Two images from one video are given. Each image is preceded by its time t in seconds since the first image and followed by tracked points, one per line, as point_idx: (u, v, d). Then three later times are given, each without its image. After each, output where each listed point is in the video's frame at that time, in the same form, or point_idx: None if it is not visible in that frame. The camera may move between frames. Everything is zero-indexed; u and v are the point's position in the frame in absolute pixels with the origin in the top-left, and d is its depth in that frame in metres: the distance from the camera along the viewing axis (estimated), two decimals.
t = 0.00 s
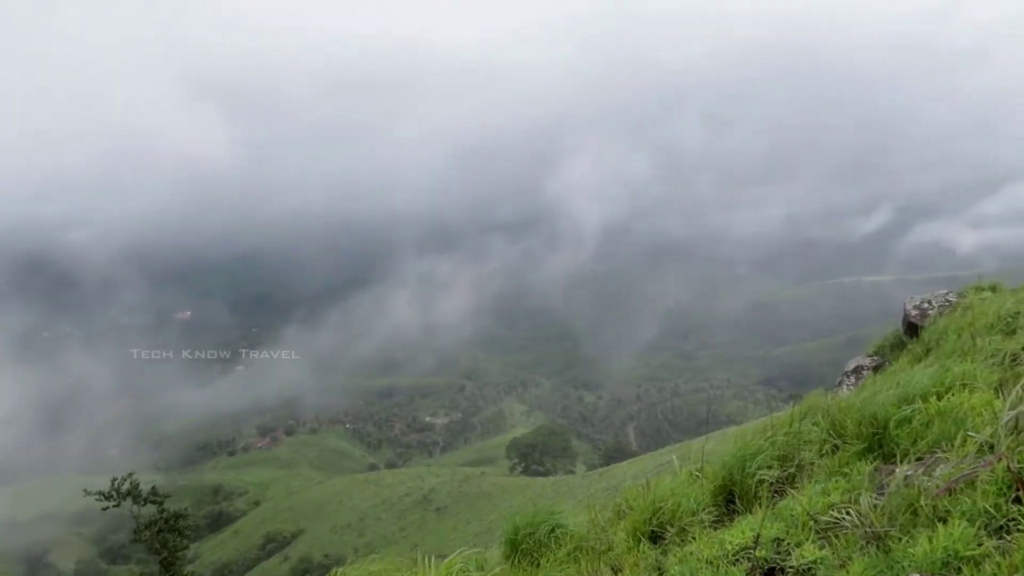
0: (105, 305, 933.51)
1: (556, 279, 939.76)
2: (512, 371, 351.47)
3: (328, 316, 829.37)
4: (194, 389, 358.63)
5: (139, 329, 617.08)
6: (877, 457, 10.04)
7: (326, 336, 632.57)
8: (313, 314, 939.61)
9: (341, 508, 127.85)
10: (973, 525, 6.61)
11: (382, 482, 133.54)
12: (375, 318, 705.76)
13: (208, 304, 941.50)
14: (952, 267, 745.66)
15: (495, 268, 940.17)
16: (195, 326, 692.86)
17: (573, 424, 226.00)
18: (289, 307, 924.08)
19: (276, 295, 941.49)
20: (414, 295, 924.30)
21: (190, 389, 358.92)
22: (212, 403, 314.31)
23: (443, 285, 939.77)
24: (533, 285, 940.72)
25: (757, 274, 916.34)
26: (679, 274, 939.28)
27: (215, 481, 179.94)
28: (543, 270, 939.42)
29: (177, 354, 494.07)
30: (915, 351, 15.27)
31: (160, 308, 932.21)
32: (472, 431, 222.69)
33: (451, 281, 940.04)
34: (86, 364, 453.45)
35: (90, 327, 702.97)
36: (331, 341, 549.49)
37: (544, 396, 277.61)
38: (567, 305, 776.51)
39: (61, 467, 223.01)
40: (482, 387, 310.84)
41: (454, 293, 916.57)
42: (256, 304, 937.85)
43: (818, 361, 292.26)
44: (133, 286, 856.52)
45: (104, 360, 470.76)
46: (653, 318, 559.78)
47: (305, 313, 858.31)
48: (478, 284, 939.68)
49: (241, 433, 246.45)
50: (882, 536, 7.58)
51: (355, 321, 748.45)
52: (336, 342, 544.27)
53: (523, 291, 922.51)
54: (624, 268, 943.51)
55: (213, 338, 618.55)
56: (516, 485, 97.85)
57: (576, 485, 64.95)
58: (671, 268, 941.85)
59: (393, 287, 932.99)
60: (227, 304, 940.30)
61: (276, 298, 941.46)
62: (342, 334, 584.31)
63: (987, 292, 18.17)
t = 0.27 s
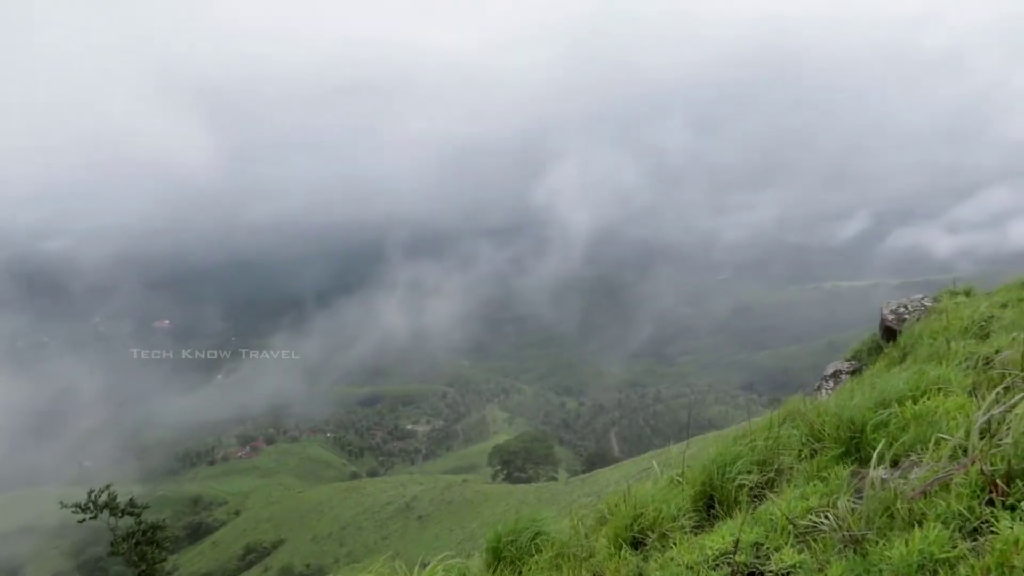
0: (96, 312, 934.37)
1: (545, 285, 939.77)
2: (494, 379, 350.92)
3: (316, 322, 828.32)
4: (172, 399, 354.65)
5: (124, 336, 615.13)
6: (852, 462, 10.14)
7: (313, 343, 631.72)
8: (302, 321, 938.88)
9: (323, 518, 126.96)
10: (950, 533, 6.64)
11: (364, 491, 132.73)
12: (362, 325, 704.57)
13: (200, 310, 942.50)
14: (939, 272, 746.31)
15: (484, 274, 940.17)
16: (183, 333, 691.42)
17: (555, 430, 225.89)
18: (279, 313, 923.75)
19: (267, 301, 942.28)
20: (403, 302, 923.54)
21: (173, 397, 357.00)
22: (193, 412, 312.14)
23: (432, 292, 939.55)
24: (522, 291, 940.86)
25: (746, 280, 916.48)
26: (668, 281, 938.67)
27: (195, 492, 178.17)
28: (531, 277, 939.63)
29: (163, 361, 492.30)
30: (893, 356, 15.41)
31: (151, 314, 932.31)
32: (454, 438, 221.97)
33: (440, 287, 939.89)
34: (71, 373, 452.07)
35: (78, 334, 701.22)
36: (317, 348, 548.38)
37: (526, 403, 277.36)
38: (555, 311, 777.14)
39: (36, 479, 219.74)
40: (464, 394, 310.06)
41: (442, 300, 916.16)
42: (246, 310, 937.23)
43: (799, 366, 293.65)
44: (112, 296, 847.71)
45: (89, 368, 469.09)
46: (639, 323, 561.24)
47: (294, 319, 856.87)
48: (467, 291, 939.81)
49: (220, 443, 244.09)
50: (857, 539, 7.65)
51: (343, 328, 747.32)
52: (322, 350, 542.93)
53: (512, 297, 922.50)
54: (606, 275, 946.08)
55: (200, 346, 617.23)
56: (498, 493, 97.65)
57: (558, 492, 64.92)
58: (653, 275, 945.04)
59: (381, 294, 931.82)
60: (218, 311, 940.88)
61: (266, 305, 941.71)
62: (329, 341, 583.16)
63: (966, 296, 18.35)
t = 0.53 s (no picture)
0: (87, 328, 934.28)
1: (534, 298, 939.32)
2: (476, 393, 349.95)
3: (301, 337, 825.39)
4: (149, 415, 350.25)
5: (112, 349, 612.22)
6: (830, 474, 10.23)
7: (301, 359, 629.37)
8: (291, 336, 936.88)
9: (304, 535, 125.64)
10: (922, 541, 6.73)
11: (346, 507, 131.53)
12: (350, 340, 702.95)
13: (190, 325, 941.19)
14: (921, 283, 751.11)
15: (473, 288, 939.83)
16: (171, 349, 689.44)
17: (538, 443, 225.39)
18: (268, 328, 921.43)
19: (257, 316, 942.07)
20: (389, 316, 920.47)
21: (156, 413, 354.47)
22: (174, 429, 309.36)
23: (420, 305, 938.72)
24: (510, 304, 940.47)
25: (733, 292, 918.88)
26: (656, 293, 939.00)
27: (173, 510, 175.87)
28: (519, 290, 939.47)
29: (148, 377, 489.44)
30: (869, 369, 15.57)
31: (142, 329, 931.55)
32: (436, 453, 220.86)
33: (429, 300, 939.59)
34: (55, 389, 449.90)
35: (66, 349, 700.88)
36: (304, 364, 547.18)
37: (508, 417, 276.70)
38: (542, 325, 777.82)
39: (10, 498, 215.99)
40: (446, 408, 308.81)
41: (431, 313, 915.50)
42: (235, 325, 934.62)
43: (779, 378, 295.24)
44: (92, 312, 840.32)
45: (76, 385, 466.97)
46: (624, 336, 562.64)
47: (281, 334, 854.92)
48: (455, 304, 939.39)
49: (199, 460, 241.21)
50: (839, 549, 7.70)
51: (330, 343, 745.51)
52: (306, 365, 540.21)
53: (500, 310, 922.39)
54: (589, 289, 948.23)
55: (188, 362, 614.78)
56: (482, 507, 97.03)
57: (543, 506, 64.65)
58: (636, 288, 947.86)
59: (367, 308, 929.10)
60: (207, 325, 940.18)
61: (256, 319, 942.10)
62: (315, 356, 580.89)
63: (939, 308, 18.64)
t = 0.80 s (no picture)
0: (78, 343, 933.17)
1: (522, 312, 939.07)
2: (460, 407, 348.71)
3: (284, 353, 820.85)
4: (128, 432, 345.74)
5: (99, 362, 609.33)
6: (811, 484, 10.29)
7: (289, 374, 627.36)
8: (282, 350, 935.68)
9: (285, 552, 124.31)
10: (899, 552, 6.78)
11: (328, 523, 130.37)
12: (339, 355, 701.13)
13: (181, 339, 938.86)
14: (904, 293, 754.70)
15: (462, 301, 939.58)
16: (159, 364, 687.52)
17: (521, 458, 224.69)
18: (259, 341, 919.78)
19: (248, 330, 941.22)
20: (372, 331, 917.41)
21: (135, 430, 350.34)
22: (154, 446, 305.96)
23: (409, 319, 938.44)
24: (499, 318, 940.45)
25: (720, 304, 919.29)
26: (645, 306, 939.03)
27: (153, 529, 173.54)
28: (506, 303, 939.78)
29: (134, 393, 486.31)
30: (849, 379, 15.67)
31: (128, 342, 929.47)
32: (420, 468, 219.64)
33: (414, 314, 938.09)
34: (41, 406, 446.99)
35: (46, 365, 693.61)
36: (287, 379, 543.46)
37: (492, 431, 275.80)
38: (530, 339, 777.69)
39: None
40: (429, 423, 307.38)
41: (420, 326, 914.12)
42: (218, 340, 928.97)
43: (761, 391, 296.48)
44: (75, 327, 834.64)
45: (64, 401, 464.85)
46: (612, 349, 563.30)
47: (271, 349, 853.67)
48: (444, 318, 938.88)
49: (178, 478, 238.20)
50: (818, 564, 7.73)
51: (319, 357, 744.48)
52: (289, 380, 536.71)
53: (489, 324, 921.80)
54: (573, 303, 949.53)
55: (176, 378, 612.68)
56: (465, 523, 96.41)
57: (526, 520, 64.35)
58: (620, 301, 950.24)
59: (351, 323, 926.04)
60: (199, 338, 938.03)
61: (247, 334, 941.01)
62: (303, 371, 579.25)
63: (917, 321, 18.83)
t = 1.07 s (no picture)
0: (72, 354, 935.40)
1: (511, 319, 939.60)
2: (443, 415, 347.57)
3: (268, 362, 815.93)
4: (106, 443, 341.19)
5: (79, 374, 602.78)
6: (793, 492, 10.33)
7: (278, 384, 626.32)
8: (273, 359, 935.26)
9: (267, 563, 122.98)
10: (880, 556, 6.79)
11: (310, 534, 129.24)
12: (328, 364, 699.72)
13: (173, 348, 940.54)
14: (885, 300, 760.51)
15: (448, 310, 939.53)
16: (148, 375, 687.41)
17: (504, 465, 224.12)
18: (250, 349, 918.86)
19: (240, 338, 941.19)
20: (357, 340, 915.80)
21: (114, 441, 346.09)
22: (133, 457, 301.98)
23: (399, 328, 938.09)
24: (488, 325, 940.60)
25: (708, 310, 919.44)
26: (634, 313, 938.63)
27: (131, 540, 171.45)
28: (491, 311, 939.78)
29: (121, 404, 484.10)
30: (829, 387, 15.78)
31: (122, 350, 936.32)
32: (403, 478, 218.35)
33: (398, 323, 937.17)
34: (29, 417, 445.80)
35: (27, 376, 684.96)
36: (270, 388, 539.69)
37: (475, 440, 274.91)
38: (519, 346, 777.41)
39: None
40: (412, 431, 306.18)
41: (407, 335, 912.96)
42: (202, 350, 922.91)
43: (742, 398, 297.91)
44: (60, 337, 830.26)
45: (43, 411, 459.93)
46: (598, 355, 563.17)
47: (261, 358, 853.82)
48: (433, 326, 939.19)
49: (157, 489, 235.16)
50: (798, 569, 7.76)
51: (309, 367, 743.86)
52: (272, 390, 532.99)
53: (477, 331, 921.69)
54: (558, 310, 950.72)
55: (165, 390, 611.60)
56: (448, 533, 96.07)
57: (509, 530, 63.93)
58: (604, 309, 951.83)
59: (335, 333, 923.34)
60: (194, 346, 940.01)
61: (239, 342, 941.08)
62: (291, 380, 578.16)
63: (896, 327, 19.00)
